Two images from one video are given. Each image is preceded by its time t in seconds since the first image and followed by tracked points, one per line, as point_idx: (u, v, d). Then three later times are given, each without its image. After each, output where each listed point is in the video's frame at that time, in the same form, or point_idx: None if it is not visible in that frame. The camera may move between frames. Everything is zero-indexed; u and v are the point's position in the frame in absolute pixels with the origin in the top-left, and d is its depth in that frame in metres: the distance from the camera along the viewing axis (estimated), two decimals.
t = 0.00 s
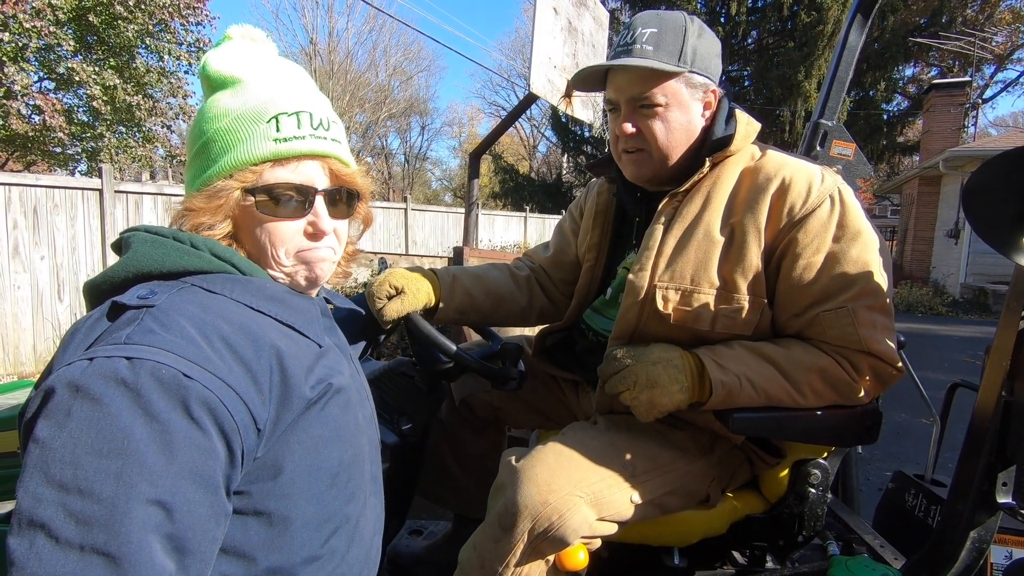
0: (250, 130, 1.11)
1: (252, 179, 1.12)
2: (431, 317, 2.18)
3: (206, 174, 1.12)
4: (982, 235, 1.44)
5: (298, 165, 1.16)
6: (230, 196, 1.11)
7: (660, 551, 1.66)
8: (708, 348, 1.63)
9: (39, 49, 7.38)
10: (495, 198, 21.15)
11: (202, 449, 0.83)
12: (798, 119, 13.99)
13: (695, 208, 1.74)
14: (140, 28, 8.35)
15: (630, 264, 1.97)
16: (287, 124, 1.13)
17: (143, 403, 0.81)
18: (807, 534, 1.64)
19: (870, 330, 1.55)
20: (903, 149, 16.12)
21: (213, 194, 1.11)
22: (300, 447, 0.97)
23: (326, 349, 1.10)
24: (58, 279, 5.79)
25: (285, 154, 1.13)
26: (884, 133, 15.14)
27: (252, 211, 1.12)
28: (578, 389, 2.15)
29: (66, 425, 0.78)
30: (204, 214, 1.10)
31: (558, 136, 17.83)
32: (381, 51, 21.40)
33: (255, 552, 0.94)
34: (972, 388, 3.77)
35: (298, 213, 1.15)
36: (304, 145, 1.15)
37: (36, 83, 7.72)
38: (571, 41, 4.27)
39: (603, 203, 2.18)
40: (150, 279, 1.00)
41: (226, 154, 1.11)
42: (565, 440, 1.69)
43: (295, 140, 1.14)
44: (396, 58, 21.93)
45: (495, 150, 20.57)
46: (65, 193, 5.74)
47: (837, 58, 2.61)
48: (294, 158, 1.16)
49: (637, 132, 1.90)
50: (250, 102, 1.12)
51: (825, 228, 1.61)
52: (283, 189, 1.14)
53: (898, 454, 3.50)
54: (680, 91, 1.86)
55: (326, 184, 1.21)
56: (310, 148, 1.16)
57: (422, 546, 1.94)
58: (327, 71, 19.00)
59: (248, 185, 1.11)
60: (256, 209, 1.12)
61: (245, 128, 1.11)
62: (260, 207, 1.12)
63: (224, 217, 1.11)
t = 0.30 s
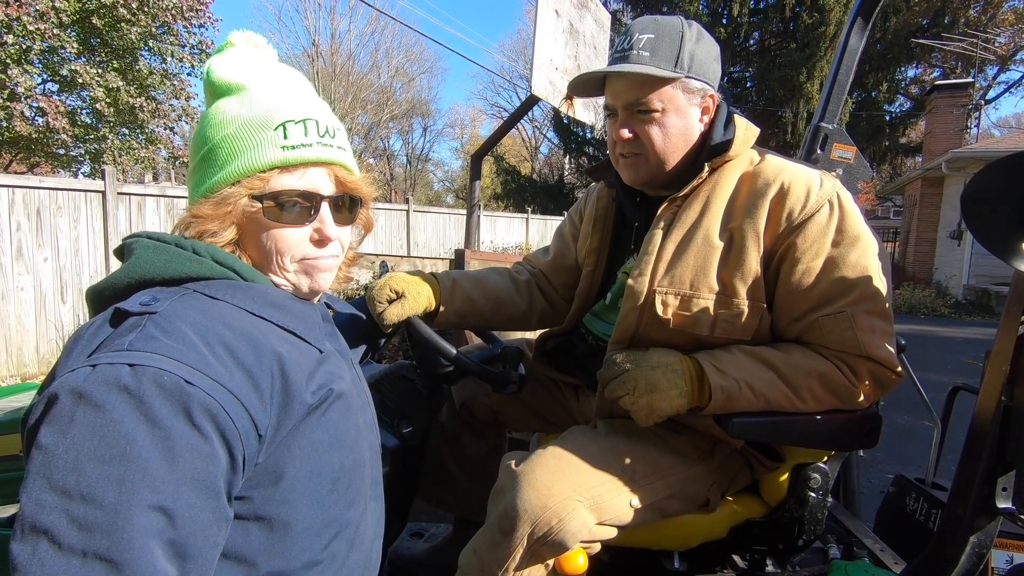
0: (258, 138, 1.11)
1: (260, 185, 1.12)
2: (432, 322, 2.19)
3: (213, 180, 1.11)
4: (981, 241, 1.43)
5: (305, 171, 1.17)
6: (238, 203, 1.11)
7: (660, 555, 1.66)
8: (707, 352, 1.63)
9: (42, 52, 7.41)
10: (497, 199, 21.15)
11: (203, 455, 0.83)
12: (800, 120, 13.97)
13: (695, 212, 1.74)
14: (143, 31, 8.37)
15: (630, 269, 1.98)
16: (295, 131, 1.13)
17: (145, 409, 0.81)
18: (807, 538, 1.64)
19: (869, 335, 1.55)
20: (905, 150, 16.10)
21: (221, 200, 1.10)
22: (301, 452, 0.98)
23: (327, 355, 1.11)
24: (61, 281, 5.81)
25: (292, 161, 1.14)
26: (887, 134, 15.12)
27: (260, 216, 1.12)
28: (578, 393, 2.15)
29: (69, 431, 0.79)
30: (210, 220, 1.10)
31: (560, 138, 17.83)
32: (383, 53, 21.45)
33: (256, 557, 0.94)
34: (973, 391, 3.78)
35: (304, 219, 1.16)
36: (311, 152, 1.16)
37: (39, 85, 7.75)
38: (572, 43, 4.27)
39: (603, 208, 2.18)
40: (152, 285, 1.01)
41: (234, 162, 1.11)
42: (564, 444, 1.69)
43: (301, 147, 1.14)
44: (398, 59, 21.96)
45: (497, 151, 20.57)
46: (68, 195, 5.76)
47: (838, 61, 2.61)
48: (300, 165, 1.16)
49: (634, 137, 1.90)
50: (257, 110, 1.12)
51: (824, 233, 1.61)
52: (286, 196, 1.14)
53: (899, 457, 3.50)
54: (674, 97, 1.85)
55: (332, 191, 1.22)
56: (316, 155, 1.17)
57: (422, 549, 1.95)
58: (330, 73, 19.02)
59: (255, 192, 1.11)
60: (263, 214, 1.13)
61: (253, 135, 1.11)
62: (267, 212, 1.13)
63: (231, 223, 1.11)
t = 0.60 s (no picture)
0: (260, 135, 1.11)
1: (265, 183, 1.12)
2: (436, 323, 2.19)
3: (218, 181, 1.11)
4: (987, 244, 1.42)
5: (307, 166, 1.17)
6: (243, 202, 1.11)
7: (664, 558, 1.66)
8: (711, 355, 1.63)
9: (47, 53, 7.44)
10: (500, 200, 21.15)
11: (210, 459, 0.83)
12: (803, 120, 13.94)
13: (700, 215, 1.74)
14: (147, 32, 8.39)
15: (634, 272, 1.97)
16: (295, 127, 1.14)
17: (153, 413, 0.81)
18: (812, 542, 1.62)
19: (874, 338, 1.54)
20: (909, 150, 16.06)
21: (226, 199, 1.11)
22: (308, 454, 0.97)
23: (332, 358, 1.10)
24: (66, 282, 5.83)
25: (295, 157, 1.14)
26: (890, 134, 15.08)
27: (269, 214, 1.13)
28: (581, 395, 2.15)
29: (78, 435, 0.79)
30: (216, 221, 1.11)
31: (563, 138, 17.82)
32: (386, 54, 21.48)
33: (263, 561, 0.94)
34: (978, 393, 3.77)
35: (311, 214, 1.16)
36: (313, 147, 1.16)
37: (44, 86, 7.77)
38: (576, 44, 4.27)
39: (606, 211, 2.17)
40: (160, 289, 1.01)
41: (237, 160, 1.11)
42: (568, 446, 1.69)
43: (303, 143, 1.15)
44: (401, 61, 21.98)
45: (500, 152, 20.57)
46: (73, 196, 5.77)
47: (843, 63, 2.60)
48: (303, 160, 1.16)
49: (638, 139, 1.90)
50: (257, 109, 1.12)
51: (829, 236, 1.61)
52: (290, 194, 1.14)
53: (905, 459, 3.48)
54: (677, 98, 1.85)
55: (335, 185, 1.22)
56: (318, 150, 1.17)
57: (426, 551, 1.95)
58: (333, 74, 19.02)
59: (259, 189, 1.12)
60: (267, 211, 1.13)
61: (254, 133, 1.11)
62: (274, 211, 1.13)
63: (237, 223, 1.12)
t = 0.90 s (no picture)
0: (263, 136, 1.10)
1: (271, 185, 1.11)
2: (438, 322, 2.18)
3: (220, 187, 1.08)
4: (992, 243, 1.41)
5: (307, 166, 1.17)
6: (248, 207, 1.09)
7: (665, 558, 1.65)
8: (714, 354, 1.62)
9: (51, 53, 7.47)
10: (502, 199, 21.14)
11: (206, 463, 0.83)
12: (807, 120, 13.91)
13: (701, 214, 1.73)
14: (150, 31, 8.39)
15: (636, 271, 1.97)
16: (296, 126, 1.13)
17: (146, 420, 0.81)
18: (814, 542, 1.62)
19: (878, 337, 1.54)
20: (913, 150, 16.02)
21: (235, 206, 1.09)
22: (308, 455, 0.97)
23: (331, 357, 1.09)
24: (70, 281, 5.84)
25: (301, 156, 1.14)
26: (894, 134, 15.04)
27: (279, 213, 1.13)
28: (583, 395, 2.14)
29: (74, 442, 0.79)
30: (226, 229, 1.09)
31: (565, 138, 17.80)
32: (389, 53, 21.49)
33: (267, 561, 0.94)
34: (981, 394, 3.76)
35: (320, 209, 1.17)
36: (316, 145, 1.17)
37: (48, 86, 7.79)
38: (578, 43, 4.26)
39: (608, 210, 2.17)
40: (154, 292, 1.02)
41: (240, 164, 1.08)
42: (570, 446, 1.68)
43: (307, 142, 1.15)
44: (403, 60, 21.98)
45: (503, 152, 20.55)
46: (76, 195, 5.78)
47: (846, 62, 2.59)
48: (307, 159, 1.17)
49: (642, 138, 1.89)
50: (253, 109, 1.11)
51: (832, 235, 1.60)
52: (299, 192, 1.14)
53: (908, 459, 3.47)
54: (683, 97, 1.84)
55: (335, 181, 1.24)
56: (321, 148, 1.18)
57: (427, 550, 1.95)
58: (336, 73, 18.99)
59: (270, 192, 1.11)
60: (277, 209, 1.12)
61: (256, 135, 1.09)
62: (287, 210, 1.13)
63: (243, 228, 1.10)
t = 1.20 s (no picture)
0: (259, 135, 1.09)
1: (270, 183, 1.11)
2: (441, 321, 2.17)
3: (221, 187, 1.07)
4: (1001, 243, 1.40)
5: (304, 162, 1.17)
6: (246, 209, 1.09)
7: (670, 558, 1.65)
8: (718, 353, 1.62)
9: (54, 52, 7.47)
10: (505, 197, 21.13)
11: (214, 463, 0.83)
12: (810, 117, 13.87)
13: (706, 213, 1.72)
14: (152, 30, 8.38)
15: (640, 269, 1.96)
16: (290, 122, 1.13)
17: (152, 421, 0.81)
18: (819, 542, 1.61)
19: (883, 336, 1.53)
20: (916, 147, 15.97)
21: (236, 205, 1.08)
22: (314, 453, 0.97)
23: (335, 355, 1.09)
24: (73, 279, 5.84)
25: (299, 154, 1.14)
26: (898, 131, 14.99)
27: (280, 212, 1.13)
28: (587, 393, 2.14)
29: (81, 444, 0.79)
30: (228, 228, 1.08)
31: (567, 136, 17.79)
32: (391, 51, 21.48)
33: (275, 559, 0.94)
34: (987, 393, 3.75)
35: (319, 203, 1.18)
36: (311, 142, 1.17)
37: (51, 85, 7.80)
38: (581, 41, 4.24)
39: (613, 208, 2.16)
40: (156, 293, 1.02)
41: (239, 164, 1.08)
42: (574, 445, 1.68)
43: (303, 139, 1.15)
44: (405, 58, 21.96)
45: (505, 150, 20.53)
46: (79, 194, 5.79)
47: (850, 59, 2.58)
48: (304, 157, 1.17)
49: (648, 135, 1.88)
50: (248, 109, 1.10)
51: (838, 233, 1.59)
52: (298, 188, 1.14)
53: (911, 458, 3.46)
54: (686, 94, 1.83)
55: (331, 174, 1.24)
56: (316, 145, 1.18)
57: (431, 549, 1.94)
58: (339, 72, 18.94)
59: (268, 190, 1.11)
60: (279, 206, 1.12)
61: (252, 133, 1.09)
62: (285, 206, 1.13)
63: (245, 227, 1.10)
